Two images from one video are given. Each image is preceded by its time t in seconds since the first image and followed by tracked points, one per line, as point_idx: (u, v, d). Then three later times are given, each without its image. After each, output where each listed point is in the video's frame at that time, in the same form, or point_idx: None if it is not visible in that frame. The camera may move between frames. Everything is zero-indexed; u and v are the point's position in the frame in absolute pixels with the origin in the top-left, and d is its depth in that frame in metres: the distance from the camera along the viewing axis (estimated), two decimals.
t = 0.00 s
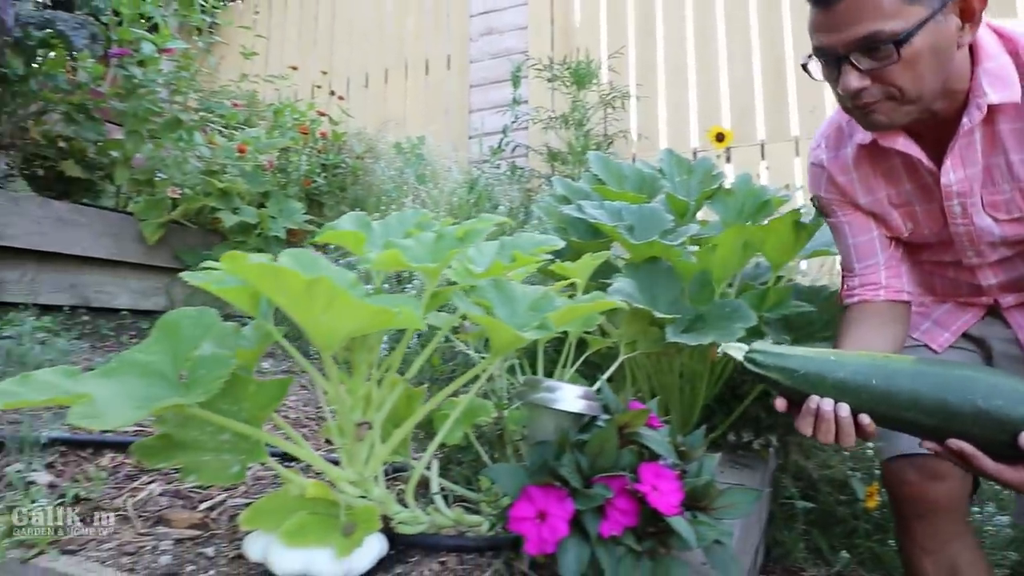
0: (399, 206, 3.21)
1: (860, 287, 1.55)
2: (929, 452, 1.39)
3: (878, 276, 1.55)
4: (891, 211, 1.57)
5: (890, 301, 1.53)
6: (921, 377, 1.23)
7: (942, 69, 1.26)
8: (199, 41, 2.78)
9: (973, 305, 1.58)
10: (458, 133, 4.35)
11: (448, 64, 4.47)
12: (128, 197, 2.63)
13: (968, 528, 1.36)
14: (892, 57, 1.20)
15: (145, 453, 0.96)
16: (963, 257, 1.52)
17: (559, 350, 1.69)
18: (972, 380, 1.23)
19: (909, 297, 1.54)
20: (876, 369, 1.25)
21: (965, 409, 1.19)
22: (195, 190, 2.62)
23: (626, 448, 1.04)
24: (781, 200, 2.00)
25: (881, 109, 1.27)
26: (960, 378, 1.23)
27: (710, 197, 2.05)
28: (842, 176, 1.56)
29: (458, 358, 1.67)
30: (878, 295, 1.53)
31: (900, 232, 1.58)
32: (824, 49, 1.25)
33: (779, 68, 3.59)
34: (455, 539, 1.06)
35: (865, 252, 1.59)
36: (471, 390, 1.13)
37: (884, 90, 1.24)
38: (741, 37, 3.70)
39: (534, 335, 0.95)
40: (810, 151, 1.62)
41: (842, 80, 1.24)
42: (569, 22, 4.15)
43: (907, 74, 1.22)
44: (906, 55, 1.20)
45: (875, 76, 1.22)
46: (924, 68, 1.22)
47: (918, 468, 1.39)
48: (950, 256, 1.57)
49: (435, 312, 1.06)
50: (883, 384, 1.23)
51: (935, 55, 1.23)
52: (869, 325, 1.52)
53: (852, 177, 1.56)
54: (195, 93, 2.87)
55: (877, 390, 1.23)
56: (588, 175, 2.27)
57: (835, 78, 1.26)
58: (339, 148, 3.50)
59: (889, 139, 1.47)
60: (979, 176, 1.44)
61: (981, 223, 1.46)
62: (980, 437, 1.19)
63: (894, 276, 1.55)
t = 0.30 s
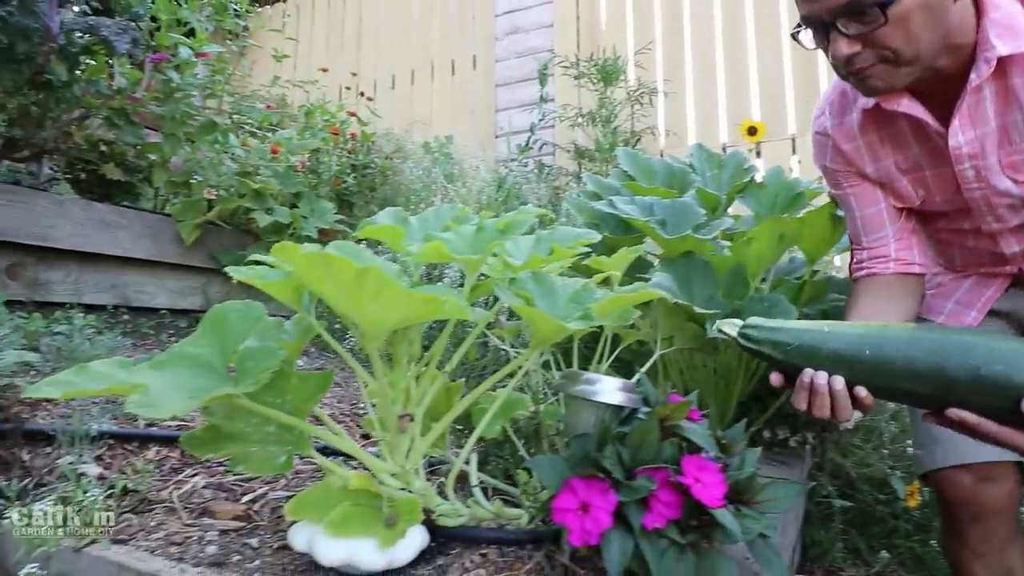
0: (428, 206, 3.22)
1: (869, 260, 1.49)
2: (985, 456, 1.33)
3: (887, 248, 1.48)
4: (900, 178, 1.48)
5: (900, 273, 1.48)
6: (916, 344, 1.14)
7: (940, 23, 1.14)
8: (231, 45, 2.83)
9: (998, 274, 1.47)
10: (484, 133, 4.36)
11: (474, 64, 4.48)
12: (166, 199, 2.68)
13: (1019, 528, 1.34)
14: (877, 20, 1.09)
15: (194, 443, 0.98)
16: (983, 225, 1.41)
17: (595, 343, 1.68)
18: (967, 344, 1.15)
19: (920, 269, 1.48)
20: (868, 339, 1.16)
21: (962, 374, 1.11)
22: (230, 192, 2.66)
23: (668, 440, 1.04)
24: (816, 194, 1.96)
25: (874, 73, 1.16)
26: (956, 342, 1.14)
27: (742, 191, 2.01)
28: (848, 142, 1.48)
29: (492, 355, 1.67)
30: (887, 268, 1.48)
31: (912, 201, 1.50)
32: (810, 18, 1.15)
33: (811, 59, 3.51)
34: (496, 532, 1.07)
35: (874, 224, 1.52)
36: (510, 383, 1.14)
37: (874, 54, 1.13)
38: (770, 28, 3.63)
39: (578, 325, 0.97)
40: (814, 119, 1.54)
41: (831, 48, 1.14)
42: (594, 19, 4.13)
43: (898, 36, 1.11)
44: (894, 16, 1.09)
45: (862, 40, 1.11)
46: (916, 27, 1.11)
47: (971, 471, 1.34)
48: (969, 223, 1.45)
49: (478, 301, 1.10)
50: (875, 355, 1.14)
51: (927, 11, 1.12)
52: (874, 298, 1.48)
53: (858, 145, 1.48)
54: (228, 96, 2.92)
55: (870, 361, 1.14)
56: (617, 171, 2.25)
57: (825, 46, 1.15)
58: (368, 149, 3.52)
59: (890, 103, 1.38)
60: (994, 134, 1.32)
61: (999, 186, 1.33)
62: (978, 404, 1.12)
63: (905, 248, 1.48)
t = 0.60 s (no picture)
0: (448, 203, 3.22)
1: (890, 249, 1.45)
2: None
3: (909, 237, 1.44)
4: (923, 164, 1.43)
5: (922, 261, 1.42)
6: (923, 350, 1.09)
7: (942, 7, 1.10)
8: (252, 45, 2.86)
9: None
10: (503, 131, 4.35)
11: (493, 62, 4.48)
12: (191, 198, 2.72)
13: None
14: (867, 9, 1.05)
15: (224, 430, 0.99)
16: (1013, 209, 1.35)
17: (618, 335, 1.68)
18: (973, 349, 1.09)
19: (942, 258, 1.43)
20: (874, 345, 1.11)
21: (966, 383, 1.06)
22: (253, 190, 2.70)
23: (697, 427, 1.03)
24: (844, 185, 1.92)
25: (872, 60, 1.12)
26: (963, 347, 1.09)
27: (767, 183, 1.98)
28: (865, 126, 1.43)
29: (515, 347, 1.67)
30: (907, 258, 1.43)
31: (930, 189, 1.44)
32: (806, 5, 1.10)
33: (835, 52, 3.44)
34: (523, 522, 1.06)
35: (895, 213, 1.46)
36: (536, 372, 1.13)
37: (867, 42, 1.09)
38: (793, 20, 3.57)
39: (609, 308, 0.97)
40: (833, 103, 1.49)
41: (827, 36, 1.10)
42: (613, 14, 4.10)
43: (892, 23, 1.06)
44: (884, 4, 1.04)
45: (853, 29, 1.07)
46: (910, 12, 1.06)
47: (1019, 474, 1.28)
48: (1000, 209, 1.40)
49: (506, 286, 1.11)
50: (882, 364, 1.09)
51: None
52: (894, 295, 1.41)
53: (876, 129, 1.42)
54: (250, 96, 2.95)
55: (876, 370, 1.10)
56: (640, 164, 2.23)
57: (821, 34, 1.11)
58: (388, 147, 3.53)
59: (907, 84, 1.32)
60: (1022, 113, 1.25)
61: None
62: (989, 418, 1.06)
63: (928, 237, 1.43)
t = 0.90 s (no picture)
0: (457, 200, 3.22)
1: (926, 256, 1.52)
2: None
3: (942, 244, 1.51)
4: (945, 174, 1.45)
5: (955, 270, 1.49)
6: (904, 401, 1.05)
7: (936, 49, 1.03)
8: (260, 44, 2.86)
9: None
10: (512, 129, 4.34)
11: (500, 60, 4.47)
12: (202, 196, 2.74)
13: None
14: (850, 73, 1.02)
15: (238, 421, 0.99)
16: None
17: (629, 330, 1.68)
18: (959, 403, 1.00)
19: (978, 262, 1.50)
20: (859, 390, 1.11)
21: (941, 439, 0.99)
22: (263, 188, 2.70)
23: (711, 418, 1.02)
24: (856, 178, 1.90)
25: (870, 108, 1.09)
26: (954, 398, 1.01)
27: (778, 177, 1.97)
28: (882, 143, 1.47)
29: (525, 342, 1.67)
30: (943, 263, 1.50)
31: (958, 196, 1.48)
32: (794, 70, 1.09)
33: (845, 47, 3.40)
34: (535, 514, 1.06)
35: (927, 219, 1.54)
36: (547, 365, 1.12)
37: (859, 96, 1.07)
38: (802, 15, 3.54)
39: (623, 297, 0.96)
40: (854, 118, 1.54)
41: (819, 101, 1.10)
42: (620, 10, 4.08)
43: (881, 81, 1.03)
44: (867, 67, 1.01)
45: (841, 87, 1.04)
46: (898, 67, 1.01)
47: None
48: None
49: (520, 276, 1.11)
50: (864, 408, 1.09)
51: (907, 47, 1.01)
52: (924, 318, 1.44)
53: (894, 145, 1.45)
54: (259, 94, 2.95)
55: (860, 415, 1.09)
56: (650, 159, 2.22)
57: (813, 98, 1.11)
58: (397, 145, 3.54)
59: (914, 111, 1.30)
60: None
61: None
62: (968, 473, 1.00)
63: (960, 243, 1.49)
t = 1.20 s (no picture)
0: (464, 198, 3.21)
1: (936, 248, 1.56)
2: None
3: (951, 237, 1.54)
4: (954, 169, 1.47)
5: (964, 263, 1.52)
6: (874, 404, 1.14)
7: (944, 52, 1.06)
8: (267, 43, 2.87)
9: None
10: (519, 126, 4.34)
11: (506, 58, 4.46)
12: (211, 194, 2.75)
13: None
14: (861, 80, 1.04)
15: (251, 410, 1.00)
16: None
17: (638, 323, 1.67)
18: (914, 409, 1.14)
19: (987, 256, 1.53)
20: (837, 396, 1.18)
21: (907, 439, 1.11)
22: (272, 185, 2.74)
23: (724, 406, 1.01)
24: (867, 170, 1.88)
25: (883, 112, 1.11)
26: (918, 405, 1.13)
27: (789, 169, 1.95)
28: (891, 138, 1.49)
29: (535, 336, 1.66)
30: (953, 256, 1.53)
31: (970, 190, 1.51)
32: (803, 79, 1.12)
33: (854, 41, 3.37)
34: (547, 504, 1.06)
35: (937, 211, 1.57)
36: (558, 356, 1.11)
37: (870, 102, 1.09)
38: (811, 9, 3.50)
39: (635, 283, 0.96)
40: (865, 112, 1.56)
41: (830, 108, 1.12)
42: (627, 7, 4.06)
43: (893, 86, 1.05)
44: (878, 74, 1.03)
45: (852, 94, 1.06)
46: (909, 71, 1.04)
47: None
48: None
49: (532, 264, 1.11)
50: (842, 411, 1.16)
51: (916, 53, 1.03)
52: (919, 317, 1.44)
53: (904, 141, 1.47)
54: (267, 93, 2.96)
55: (837, 417, 1.17)
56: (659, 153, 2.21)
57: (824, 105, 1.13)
58: (404, 143, 3.54)
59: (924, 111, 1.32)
60: None
61: None
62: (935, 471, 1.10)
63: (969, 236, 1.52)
